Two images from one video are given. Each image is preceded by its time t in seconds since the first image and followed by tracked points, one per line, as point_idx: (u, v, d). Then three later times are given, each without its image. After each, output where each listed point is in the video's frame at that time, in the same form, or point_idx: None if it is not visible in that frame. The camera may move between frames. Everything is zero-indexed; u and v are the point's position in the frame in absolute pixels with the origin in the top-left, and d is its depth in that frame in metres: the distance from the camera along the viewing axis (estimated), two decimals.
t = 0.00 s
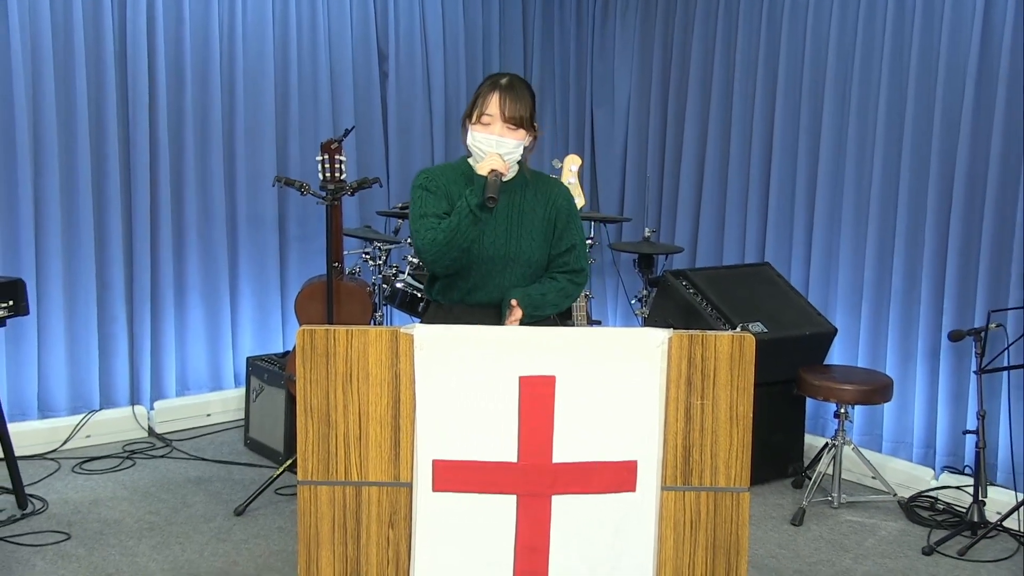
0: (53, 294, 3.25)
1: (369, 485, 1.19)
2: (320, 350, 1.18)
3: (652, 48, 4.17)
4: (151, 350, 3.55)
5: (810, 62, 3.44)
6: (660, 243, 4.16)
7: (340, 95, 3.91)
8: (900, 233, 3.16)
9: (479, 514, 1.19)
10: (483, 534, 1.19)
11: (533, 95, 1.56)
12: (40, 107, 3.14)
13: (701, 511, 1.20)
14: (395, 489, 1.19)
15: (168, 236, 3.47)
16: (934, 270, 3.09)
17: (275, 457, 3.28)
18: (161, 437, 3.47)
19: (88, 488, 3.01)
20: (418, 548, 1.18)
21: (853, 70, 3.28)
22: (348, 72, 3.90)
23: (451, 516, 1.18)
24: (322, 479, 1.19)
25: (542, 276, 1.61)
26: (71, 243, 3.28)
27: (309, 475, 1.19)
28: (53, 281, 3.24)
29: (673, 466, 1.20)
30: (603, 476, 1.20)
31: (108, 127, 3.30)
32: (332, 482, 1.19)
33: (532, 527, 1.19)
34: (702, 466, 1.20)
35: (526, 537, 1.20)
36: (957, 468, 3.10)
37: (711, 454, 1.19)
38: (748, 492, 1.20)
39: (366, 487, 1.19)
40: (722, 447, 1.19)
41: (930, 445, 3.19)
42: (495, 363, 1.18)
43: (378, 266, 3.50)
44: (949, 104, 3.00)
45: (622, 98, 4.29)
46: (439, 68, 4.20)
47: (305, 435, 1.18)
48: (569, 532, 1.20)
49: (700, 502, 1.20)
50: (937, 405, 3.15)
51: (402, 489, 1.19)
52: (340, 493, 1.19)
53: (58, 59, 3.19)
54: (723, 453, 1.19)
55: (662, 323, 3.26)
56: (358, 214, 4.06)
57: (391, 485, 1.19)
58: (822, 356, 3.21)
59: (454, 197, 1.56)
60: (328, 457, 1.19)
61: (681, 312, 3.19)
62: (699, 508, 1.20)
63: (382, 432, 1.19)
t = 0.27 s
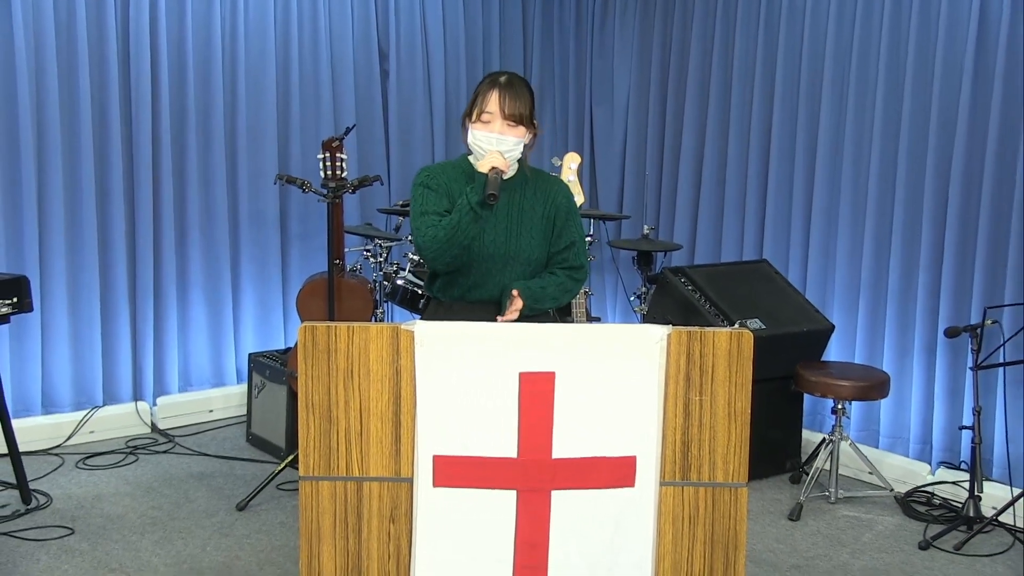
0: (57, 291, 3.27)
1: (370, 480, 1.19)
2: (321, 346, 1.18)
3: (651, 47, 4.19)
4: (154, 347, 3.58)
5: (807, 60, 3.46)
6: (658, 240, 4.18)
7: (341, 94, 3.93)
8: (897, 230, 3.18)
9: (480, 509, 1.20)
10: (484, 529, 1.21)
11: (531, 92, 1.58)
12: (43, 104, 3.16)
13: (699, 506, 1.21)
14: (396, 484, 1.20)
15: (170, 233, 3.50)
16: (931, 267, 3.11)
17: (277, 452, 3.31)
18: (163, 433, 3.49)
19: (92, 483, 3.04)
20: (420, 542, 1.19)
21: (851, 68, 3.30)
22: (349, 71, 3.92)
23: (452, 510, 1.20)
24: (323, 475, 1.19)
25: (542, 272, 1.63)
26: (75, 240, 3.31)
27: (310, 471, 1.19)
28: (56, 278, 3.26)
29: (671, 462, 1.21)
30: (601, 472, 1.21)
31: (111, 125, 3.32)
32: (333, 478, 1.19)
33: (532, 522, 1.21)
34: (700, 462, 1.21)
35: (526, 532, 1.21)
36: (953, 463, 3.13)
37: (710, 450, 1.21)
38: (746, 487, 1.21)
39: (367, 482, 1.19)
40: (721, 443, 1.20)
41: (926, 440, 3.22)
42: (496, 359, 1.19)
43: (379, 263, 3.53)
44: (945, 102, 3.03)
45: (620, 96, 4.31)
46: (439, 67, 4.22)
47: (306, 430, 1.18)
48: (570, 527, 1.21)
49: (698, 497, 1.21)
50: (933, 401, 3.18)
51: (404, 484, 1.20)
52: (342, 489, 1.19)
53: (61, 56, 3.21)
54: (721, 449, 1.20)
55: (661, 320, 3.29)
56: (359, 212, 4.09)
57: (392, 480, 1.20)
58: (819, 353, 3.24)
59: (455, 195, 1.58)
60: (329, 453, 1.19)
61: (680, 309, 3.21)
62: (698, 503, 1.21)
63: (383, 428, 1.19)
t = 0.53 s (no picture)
0: (60, 289, 3.30)
1: (370, 476, 1.17)
2: (322, 342, 1.16)
3: (649, 46, 4.21)
4: (157, 344, 3.60)
5: (805, 60, 3.49)
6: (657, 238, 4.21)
7: (342, 93, 3.96)
8: (893, 228, 3.21)
9: (480, 506, 1.18)
10: (484, 526, 1.18)
11: (532, 89, 1.61)
12: (47, 103, 3.19)
13: (697, 501, 1.19)
14: (396, 480, 1.18)
15: (173, 230, 3.52)
16: (927, 265, 3.14)
17: (279, 448, 3.33)
18: (166, 429, 3.52)
19: (95, 479, 3.07)
20: (418, 539, 1.17)
21: (848, 68, 3.33)
22: (350, 70, 3.95)
23: (451, 507, 1.17)
24: (324, 471, 1.18)
25: (546, 268, 1.67)
26: (78, 239, 3.33)
27: (312, 466, 1.18)
28: (59, 276, 3.29)
29: (669, 458, 1.19)
30: (602, 467, 1.19)
31: (114, 124, 3.34)
32: (334, 474, 1.17)
33: (531, 517, 1.18)
34: (698, 458, 1.19)
35: (526, 529, 1.18)
36: (948, 459, 3.16)
37: (707, 447, 1.18)
38: (744, 483, 1.19)
39: (367, 478, 1.17)
40: (719, 438, 1.18)
41: (922, 436, 3.24)
42: (496, 355, 1.17)
43: (379, 260, 3.55)
44: (941, 102, 3.06)
45: (619, 96, 4.34)
46: (440, 66, 4.24)
47: (308, 427, 1.16)
48: (571, 524, 1.19)
49: (696, 493, 1.19)
50: (929, 397, 3.21)
51: (404, 480, 1.18)
52: (342, 485, 1.17)
53: (65, 55, 3.24)
54: (719, 445, 1.18)
55: (660, 317, 3.32)
56: (360, 210, 4.12)
57: (392, 476, 1.18)
58: (816, 350, 3.27)
59: (459, 193, 1.60)
60: (331, 449, 1.17)
61: (678, 306, 3.24)
62: (695, 499, 1.19)
63: (383, 424, 1.17)
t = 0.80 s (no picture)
0: (63, 286, 3.32)
1: (371, 472, 1.20)
2: (323, 340, 1.18)
3: (648, 45, 4.24)
4: (159, 341, 3.63)
5: (802, 60, 3.52)
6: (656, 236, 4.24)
7: (343, 92, 3.98)
8: (890, 225, 3.24)
9: (480, 501, 1.20)
10: (484, 520, 1.20)
11: (534, 85, 1.63)
12: (51, 101, 3.21)
13: (695, 497, 1.21)
14: (397, 476, 1.20)
15: (176, 228, 3.55)
16: (923, 263, 3.17)
17: (280, 445, 3.36)
18: (168, 425, 3.54)
19: (99, 475, 3.09)
20: (419, 533, 1.19)
21: (845, 67, 3.36)
22: (351, 68, 3.98)
23: (451, 501, 1.19)
24: (326, 467, 1.20)
25: (551, 263, 1.69)
26: (81, 236, 3.36)
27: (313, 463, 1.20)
28: (62, 274, 3.31)
29: (667, 454, 1.21)
30: (600, 463, 1.20)
31: (116, 123, 3.37)
32: (335, 470, 1.20)
33: (530, 512, 1.20)
34: (696, 454, 1.21)
35: (525, 523, 1.20)
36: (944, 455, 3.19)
37: (705, 443, 1.20)
38: (741, 479, 1.21)
39: (369, 474, 1.20)
40: (717, 435, 1.20)
41: (919, 432, 3.27)
42: (495, 352, 1.18)
43: (380, 258, 3.58)
44: (937, 102, 3.08)
45: (618, 95, 4.36)
46: (440, 65, 4.27)
47: (309, 424, 1.19)
48: (569, 518, 1.21)
49: (694, 489, 1.21)
50: (925, 394, 3.24)
51: (405, 475, 1.20)
52: (343, 480, 1.20)
53: (69, 54, 3.26)
54: (717, 442, 1.20)
55: (658, 314, 3.34)
56: (361, 208, 4.14)
57: (393, 472, 1.20)
58: (814, 346, 3.29)
59: (464, 189, 1.63)
60: (332, 445, 1.20)
61: (677, 303, 3.27)
62: (693, 495, 1.21)
63: (384, 420, 1.19)
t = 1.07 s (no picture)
0: (66, 284, 3.35)
1: (372, 468, 1.21)
2: (324, 337, 1.20)
3: (646, 44, 4.26)
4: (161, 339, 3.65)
5: (799, 59, 3.54)
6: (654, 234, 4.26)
7: (344, 92, 4.00)
8: (887, 224, 3.26)
9: (480, 497, 1.22)
10: (484, 517, 1.22)
11: (535, 84, 1.66)
12: (54, 101, 3.23)
13: (694, 493, 1.23)
14: (398, 472, 1.22)
15: (178, 226, 3.57)
16: (919, 261, 3.20)
17: (282, 441, 3.39)
18: (171, 422, 3.57)
19: (102, 471, 3.12)
20: (420, 530, 1.21)
21: (842, 67, 3.38)
22: (351, 67, 4.00)
23: (451, 498, 1.22)
24: (327, 463, 1.21)
25: (554, 260, 1.71)
26: (84, 235, 3.38)
27: (314, 459, 1.22)
28: (65, 272, 3.34)
29: (666, 450, 1.23)
30: (599, 459, 1.23)
31: (119, 122, 3.39)
32: (336, 466, 1.21)
33: (530, 507, 1.23)
34: (694, 451, 1.22)
35: (524, 519, 1.23)
36: (940, 451, 3.21)
37: (704, 439, 1.22)
38: (739, 475, 1.23)
39: (370, 470, 1.21)
40: (715, 431, 1.22)
41: (915, 428, 3.30)
42: (495, 350, 1.20)
43: (381, 256, 3.61)
44: (933, 102, 3.11)
45: (616, 94, 4.39)
46: (440, 65, 4.29)
47: (310, 420, 1.20)
48: (567, 513, 1.23)
49: (692, 485, 1.23)
50: (921, 391, 3.26)
51: (405, 472, 1.22)
52: (344, 476, 1.21)
53: (72, 54, 3.28)
54: (715, 438, 1.22)
55: (657, 312, 3.37)
56: (362, 206, 4.17)
57: (394, 468, 1.22)
58: (811, 343, 3.32)
59: (465, 188, 1.65)
60: (333, 442, 1.21)
61: (675, 301, 3.29)
62: (692, 491, 1.23)
63: (385, 417, 1.21)
